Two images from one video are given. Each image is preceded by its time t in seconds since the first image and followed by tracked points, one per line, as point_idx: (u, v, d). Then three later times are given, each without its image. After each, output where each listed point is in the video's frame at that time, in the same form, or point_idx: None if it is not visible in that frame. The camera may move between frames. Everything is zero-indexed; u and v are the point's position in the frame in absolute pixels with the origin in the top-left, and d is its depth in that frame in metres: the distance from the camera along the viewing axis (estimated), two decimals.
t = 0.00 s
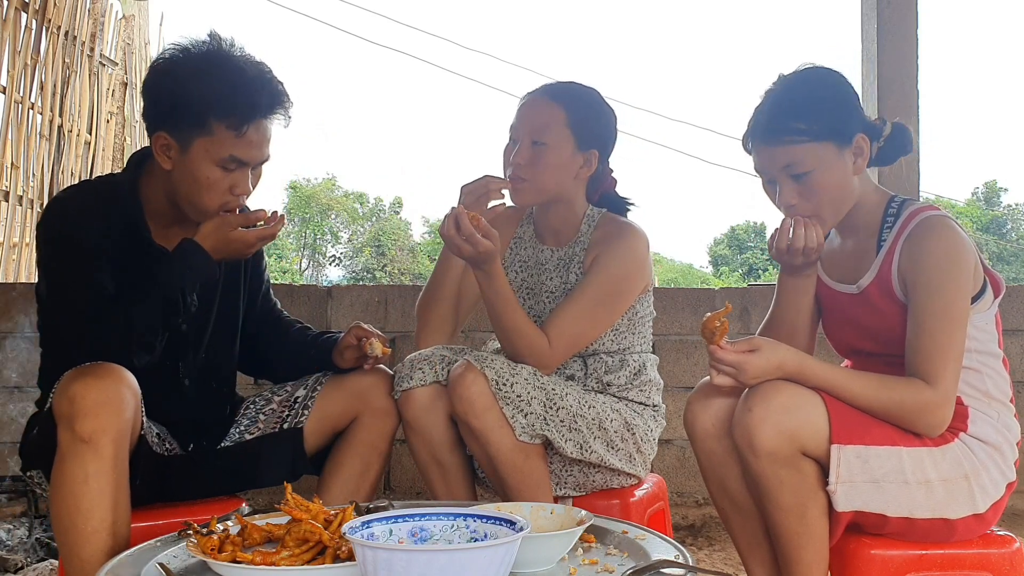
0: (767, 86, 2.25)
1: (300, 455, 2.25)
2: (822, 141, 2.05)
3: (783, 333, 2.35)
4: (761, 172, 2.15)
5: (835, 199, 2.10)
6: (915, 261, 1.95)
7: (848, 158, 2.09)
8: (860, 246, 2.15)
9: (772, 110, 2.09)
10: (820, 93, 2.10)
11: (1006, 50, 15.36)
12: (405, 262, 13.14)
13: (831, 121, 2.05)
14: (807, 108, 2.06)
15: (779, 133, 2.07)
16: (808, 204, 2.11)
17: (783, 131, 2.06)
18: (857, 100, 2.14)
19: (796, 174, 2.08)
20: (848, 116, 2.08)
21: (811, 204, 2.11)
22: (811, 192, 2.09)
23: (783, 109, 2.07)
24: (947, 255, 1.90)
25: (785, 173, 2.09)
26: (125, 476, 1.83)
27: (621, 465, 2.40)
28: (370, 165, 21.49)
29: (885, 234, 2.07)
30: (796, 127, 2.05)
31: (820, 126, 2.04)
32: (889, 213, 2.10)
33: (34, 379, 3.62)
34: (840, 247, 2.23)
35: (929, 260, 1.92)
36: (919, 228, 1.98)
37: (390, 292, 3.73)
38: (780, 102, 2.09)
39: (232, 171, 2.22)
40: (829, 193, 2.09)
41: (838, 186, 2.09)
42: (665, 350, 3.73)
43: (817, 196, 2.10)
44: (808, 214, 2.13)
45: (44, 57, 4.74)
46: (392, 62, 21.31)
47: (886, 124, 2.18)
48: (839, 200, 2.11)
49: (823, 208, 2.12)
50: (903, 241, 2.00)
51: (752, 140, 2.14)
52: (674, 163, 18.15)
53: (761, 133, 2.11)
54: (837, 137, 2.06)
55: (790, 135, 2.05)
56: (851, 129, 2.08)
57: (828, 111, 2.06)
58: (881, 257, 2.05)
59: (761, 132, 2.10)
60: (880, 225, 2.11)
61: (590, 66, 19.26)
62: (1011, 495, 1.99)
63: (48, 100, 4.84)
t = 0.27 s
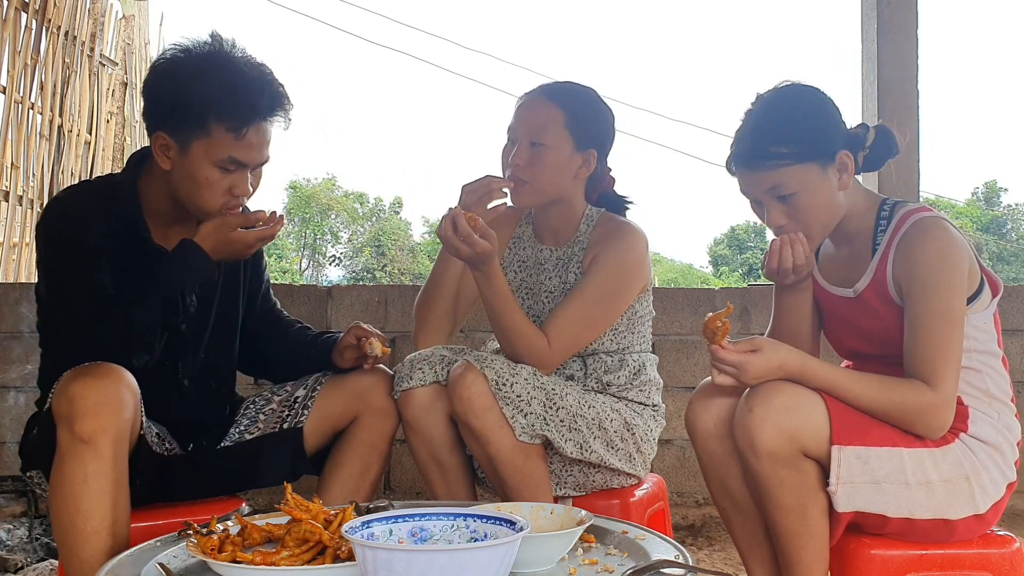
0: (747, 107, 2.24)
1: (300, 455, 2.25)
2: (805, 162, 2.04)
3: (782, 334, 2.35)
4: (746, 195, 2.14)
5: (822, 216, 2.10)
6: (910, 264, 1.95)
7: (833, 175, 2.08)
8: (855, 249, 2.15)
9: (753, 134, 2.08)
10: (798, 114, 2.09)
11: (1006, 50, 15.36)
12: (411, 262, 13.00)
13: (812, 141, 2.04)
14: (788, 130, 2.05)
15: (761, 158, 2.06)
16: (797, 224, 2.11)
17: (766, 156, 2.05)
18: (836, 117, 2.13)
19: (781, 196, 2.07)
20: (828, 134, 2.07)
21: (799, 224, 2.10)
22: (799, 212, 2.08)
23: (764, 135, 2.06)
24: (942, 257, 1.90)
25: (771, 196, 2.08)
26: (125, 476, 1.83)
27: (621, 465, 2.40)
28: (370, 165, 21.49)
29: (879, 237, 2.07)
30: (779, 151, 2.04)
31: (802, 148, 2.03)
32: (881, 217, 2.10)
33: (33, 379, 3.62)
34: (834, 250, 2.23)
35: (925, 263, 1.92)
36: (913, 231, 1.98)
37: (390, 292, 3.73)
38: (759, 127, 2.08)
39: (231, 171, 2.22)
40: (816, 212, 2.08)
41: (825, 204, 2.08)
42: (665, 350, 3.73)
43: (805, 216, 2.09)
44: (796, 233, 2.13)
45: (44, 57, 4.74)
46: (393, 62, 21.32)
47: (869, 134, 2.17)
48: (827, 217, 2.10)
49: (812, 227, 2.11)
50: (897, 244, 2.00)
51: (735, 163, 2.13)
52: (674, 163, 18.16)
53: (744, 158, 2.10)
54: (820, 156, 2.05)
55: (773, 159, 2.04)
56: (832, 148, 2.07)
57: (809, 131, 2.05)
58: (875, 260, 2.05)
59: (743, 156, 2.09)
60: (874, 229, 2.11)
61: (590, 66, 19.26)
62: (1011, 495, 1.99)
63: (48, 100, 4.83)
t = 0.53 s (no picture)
0: (744, 105, 2.24)
1: (300, 455, 2.25)
2: (799, 163, 2.04)
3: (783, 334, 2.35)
4: (740, 195, 2.14)
5: (815, 218, 2.10)
6: (904, 266, 1.95)
7: (827, 177, 2.08)
8: (849, 251, 2.15)
9: (748, 134, 2.08)
10: (794, 114, 2.08)
11: (1006, 50, 15.37)
12: (406, 262, 13.11)
13: (807, 143, 2.04)
14: (782, 131, 2.05)
15: (755, 158, 2.06)
16: (789, 224, 2.11)
17: (760, 155, 2.05)
18: (833, 118, 2.13)
19: (775, 197, 2.08)
20: (824, 136, 2.07)
21: (791, 224, 2.11)
22: (792, 213, 2.09)
23: (759, 134, 2.06)
24: (935, 257, 1.90)
25: (764, 195, 2.08)
26: (125, 476, 1.83)
27: (621, 465, 2.40)
28: (370, 165, 21.49)
29: (872, 238, 2.07)
30: (774, 150, 2.04)
31: (797, 149, 2.03)
32: (875, 217, 2.10)
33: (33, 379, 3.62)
34: (829, 252, 2.23)
35: (918, 263, 1.92)
36: (905, 232, 1.98)
37: (390, 292, 3.73)
38: (754, 127, 2.09)
39: (231, 171, 2.22)
40: (809, 213, 2.09)
41: (818, 205, 2.08)
42: (665, 350, 3.73)
43: (798, 217, 2.09)
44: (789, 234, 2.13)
45: (44, 57, 4.74)
46: (393, 62, 21.32)
47: (865, 134, 2.17)
48: (820, 219, 2.10)
49: (805, 228, 2.11)
50: (890, 245, 2.00)
51: (728, 163, 2.13)
52: (674, 163, 18.16)
53: (738, 157, 2.10)
54: (815, 158, 2.05)
55: (767, 159, 2.05)
56: (828, 149, 2.07)
57: (804, 133, 2.05)
58: (869, 262, 2.05)
59: (738, 156, 2.09)
60: (867, 230, 2.10)
61: (590, 66, 19.27)
62: (1010, 494, 1.99)
63: (48, 100, 4.84)
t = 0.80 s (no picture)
0: (747, 104, 2.25)
1: (300, 455, 2.25)
2: (800, 160, 2.04)
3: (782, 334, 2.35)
4: (740, 191, 2.15)
5: (814, 216, 2.10)
6: (903, 265, 1.95)
7: (828, 176, 2.08)
8: (849, 251, 2.15)
9: (750, 129, 2.09)
10: (796, 112, 2.09)
11: (1006, 50, 15.37)
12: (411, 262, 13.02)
13: (809, 140, 2.05)
14: (784, 128, 2.06)
15: (756, 153, 2.07)
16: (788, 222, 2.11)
17: (762, 152, 2.06)
18: (836, 117, 2.13)
19: (774, 193, 2.08)
20: (827, 135, 2.07)
21: (791, 221, 2.11)
22: (790, 210, 2.09)
23: (761, 131, 2.07)
24: (935, 257, 1.90)
25: (764, 192, 2.09)
26: (125, 476, 1.83)
27: (621, 465, 2.40)
28: (370, 165, 21.49)
29: (871, 238, 2.07)
30: (774, 147, 2.05)
31: (798, 146, 2.04)
32: (874, 217, 2.10)
33: (33, 378, 3.62)
34: (828, 252, 2.23)
35: (918, 263, 1.92)
36: (905, 231, 1.98)
37: (390, 291, 3.73)
38: (757, 122, 2.09)
39: (230, 171, 2.22)
40: (810, 211, 2.09)
41: (819, 203, 2.09)
42: (665, 350, 3.73)
43: (796, 215, 2.10)
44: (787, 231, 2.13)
45: (44, 57, 4.74)
46: (393, 62, 21.32)
47: (867, 134, 2.17)
48: (819, 218, 2.10)
49: (803, 226, 2.11)
50: (890, 245, 2.00)
51: (731, 157, 2.14)
52: (674, 163, 18.16)
53: (739, 154, 2.11)
54: (816, 156, 2.06)
55: (768, 155, 2.05)
56: (829, 148, 2.07)
57: (807, 130, 2.06)
58: (868, 261, 2.05)
59: (739, 151, 2.10)
60: (867, 229, 2.10)
61: (590, 66, 19.27)
62: (1010, 494, 1.99)
63: (48, 100, 4.84)
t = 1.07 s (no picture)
0: (746, 107, 2.24)
1: (300, 455, 2.25)
2: (802, 166, 2.04)
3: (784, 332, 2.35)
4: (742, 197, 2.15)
5: (817, 220, 2.10)
6: (906, 266, 1.95)
7: (830, 180, 2.08)
8: (853, 252, 2.14)
9: (750, 136, 2.08)
10: (796, 117, 2.08)
11: (1006, 50, 15.36)
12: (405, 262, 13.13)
13: (811, 146, 2.04)
14: (786, 134, 2.05)
15: (758, 160, 2.06)
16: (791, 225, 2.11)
17: (764, 158, 2.05)
18: (836, 119, 2.13)
19: (777, 199, 2.08)
20: (828, 140, 2.07)
21: (794, 225, 2.11)
22: (793, 215, 2.09)
23: (762, 137, 2.06)
24: (938, 257, 1.90)
25: (766, 198, 2.08)
26: (125, 476, 1.83)
27: (622, 465, 2.39)
28: (370, 165, 21.50)
29: (874, 239, 2.07)
30: (776, 154, 2.04)
31: (800, 151, 2.03)
32: (877, 217, 2.10)
33: (33, 378, 3.62)
34: (831, 252, 2.23)
35: (920, 264, 1.92)
36: (908, 232, 1.98)
37: (390, 291, 3.73)
38: (758, 128, 2.08)
39: (228, 171, 2.22)
40: (813, 214, 2.09)
41: (822, 206, 2.08)
42: (665, 350, 3.73)
43: (799, 219, 2.09)
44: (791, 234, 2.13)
45: (44, 57, 4.74)
46: (393, 62, 21.32)
47: (867, 134, 2.17)
48: (822, 222, 2.11)
49: (806, 230, 2.11)
50: (893, 245, 2.00)
51: (732, 164, 2.13)
52: (674, 163, 18.16)
53: (740, 160, 2.10)
54: (818, 161, 2.05)
55: (770, 162, 2.04)
56: (831, 152, 2.07)
57: (808, 135, 2.05)
58: (871, 262, 2.04)
59: (740, 157, 2.09)
60: (870, 229, 2.10)
61: (590, 66, 19.27)
62: (1011, 494, 1.99)
63: (48, 100, 4.84)
